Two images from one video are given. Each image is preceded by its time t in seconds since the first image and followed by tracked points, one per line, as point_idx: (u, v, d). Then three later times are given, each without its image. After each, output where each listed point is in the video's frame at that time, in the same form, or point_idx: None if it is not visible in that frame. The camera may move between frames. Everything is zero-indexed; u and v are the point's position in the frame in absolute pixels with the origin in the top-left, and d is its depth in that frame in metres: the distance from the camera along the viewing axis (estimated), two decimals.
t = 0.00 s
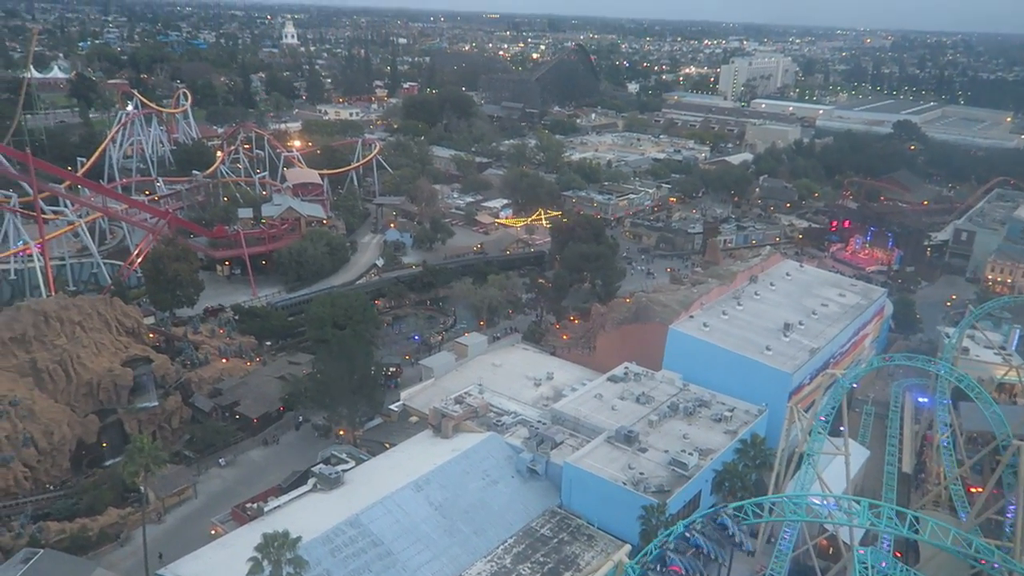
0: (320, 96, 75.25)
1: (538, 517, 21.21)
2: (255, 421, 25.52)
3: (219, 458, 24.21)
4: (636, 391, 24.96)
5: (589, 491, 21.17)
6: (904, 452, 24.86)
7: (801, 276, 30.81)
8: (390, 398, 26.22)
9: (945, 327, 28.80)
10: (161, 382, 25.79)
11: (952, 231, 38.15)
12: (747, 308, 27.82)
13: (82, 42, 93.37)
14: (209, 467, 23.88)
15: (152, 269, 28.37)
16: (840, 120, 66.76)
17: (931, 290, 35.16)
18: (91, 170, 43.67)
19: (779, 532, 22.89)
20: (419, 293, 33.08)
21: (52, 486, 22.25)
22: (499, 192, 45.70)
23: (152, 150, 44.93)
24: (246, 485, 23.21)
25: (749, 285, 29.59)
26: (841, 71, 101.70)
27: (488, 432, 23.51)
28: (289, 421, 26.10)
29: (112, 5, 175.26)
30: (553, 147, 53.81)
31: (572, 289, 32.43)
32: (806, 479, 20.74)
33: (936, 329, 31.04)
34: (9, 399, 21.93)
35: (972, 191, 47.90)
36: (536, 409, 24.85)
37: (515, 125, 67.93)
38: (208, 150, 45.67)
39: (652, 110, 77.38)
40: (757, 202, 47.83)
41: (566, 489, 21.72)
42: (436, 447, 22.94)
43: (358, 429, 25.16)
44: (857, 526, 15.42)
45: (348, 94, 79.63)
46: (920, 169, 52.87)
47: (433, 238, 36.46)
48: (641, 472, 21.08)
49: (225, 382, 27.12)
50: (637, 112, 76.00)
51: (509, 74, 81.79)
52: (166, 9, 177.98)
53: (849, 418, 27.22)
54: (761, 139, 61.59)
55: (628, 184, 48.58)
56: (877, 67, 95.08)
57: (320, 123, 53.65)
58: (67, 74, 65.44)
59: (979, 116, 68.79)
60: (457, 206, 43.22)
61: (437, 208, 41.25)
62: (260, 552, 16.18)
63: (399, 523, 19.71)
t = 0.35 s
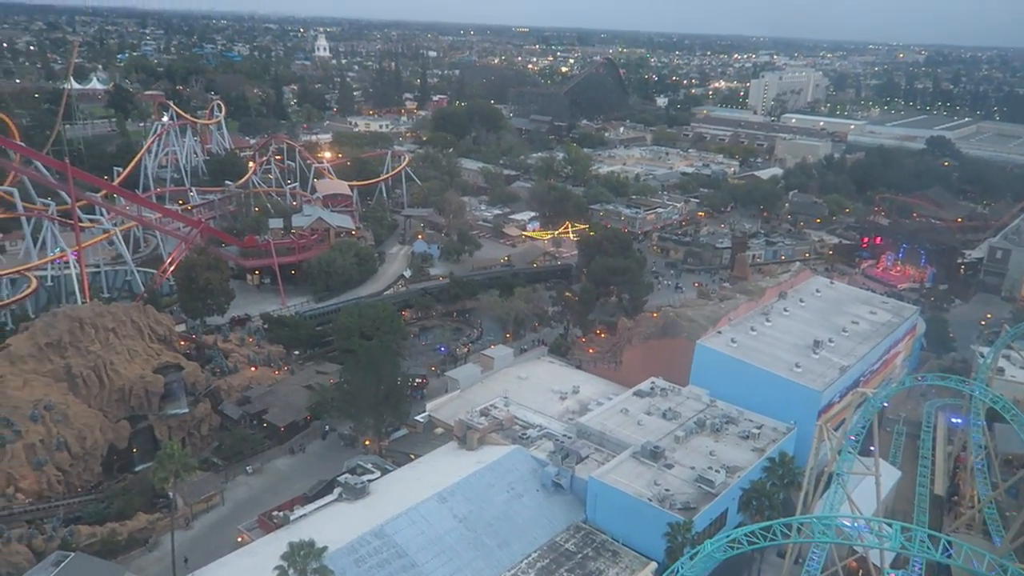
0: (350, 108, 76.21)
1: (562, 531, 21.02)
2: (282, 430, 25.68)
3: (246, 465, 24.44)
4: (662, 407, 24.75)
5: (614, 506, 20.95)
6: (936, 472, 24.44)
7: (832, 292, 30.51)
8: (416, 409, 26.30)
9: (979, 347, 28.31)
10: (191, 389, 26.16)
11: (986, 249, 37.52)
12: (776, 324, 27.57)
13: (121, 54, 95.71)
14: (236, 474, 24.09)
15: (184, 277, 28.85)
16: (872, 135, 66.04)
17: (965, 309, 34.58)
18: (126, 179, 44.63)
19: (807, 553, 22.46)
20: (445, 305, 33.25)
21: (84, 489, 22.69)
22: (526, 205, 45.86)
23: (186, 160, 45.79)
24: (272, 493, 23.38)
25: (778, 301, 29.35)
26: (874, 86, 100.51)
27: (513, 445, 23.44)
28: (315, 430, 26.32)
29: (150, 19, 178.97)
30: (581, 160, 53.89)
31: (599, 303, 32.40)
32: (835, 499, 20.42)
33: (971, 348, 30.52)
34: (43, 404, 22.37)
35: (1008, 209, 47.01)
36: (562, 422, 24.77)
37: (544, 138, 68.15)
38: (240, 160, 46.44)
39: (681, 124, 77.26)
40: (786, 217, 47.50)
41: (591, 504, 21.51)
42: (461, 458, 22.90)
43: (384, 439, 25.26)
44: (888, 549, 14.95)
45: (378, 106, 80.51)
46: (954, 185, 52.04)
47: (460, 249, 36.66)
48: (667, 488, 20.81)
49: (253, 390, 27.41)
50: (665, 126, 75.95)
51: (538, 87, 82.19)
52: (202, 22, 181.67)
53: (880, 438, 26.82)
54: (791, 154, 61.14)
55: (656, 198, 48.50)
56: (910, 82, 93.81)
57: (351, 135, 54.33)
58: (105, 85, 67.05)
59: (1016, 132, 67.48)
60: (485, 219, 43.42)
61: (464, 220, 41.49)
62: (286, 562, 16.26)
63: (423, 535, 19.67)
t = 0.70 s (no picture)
0: (390, 125, 77.27)
1: (598, 551, 20.64)
2: (319, 443, 26.06)
3: (284, 478, 24.68)
4: (701, 427, 24.40)
5: (652, 529, 20.39)
6: (985, 502, 23.68)
7: (875, 313, 29.99)
8: (452, 425, 26.33)
9: None
10: (232, 402, 26.56)
11: None
12: (818, 345, 27.15)
13: (171, 73, 98.68)
14: (274, 487, 24.35)
15: (227, 290, 29.40)
16: (917, 153, 64.78)
17: (1015, 332, 33.64)
18: (173, 195, 45.81)
19: None
20: (482, 321, 33.41)
21: (127, 498, 23.17)
22: (564, 222, 45.93)
23: (230, 176, 46.85)
24: (309, 506, 23.54)
25: (819, 322, 28.93)
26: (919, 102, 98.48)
27: (549, 464, 23.26)
28: (352, 444, 26.54)
29: (198, 39, 184.07)
30: (619, 178, 53.87)
31: (636, 321, 32.27)
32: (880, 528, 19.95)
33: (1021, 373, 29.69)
34: (90, 413, 22.95)
35: None
36: (598, 441, 24.57)
37: (582, 156, 68.28)
38: (283, 177, 47.38)
39: (720, 142, 76.81)
40: (828, 236, 46.87)
41: (628, 525, 21.00)
42: (497, 476, 22.78)
43: (420, 455, 25.34)
44: None
45: (417, 123, 81.51)
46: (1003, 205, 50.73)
47: (497, 266, 36.84)
48: (705, 510, 20.28)
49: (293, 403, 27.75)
50: (704, 144, 75.56)
51: (576, 105, 82.49)
52: (249, 41, 186.16)
53: (926, 463, 26.20)
54: (833, 172, 60.30)
55: (695, 216, 48.20)
56: (958, 98, 91.74)
57: (391, 151, 55.09)
58: (154, 102, 69.05)
59: None
60: (522, 236, 43.59)
61: (502, 237, 41.69)
62: None
63: (458, 552, 19.48)
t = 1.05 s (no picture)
0: (431, 141, 78.20)
1: (635, 572, 20.27)
2: (357, 455, 26.25)
3: (322, 489, 24.88)
4: (741, 448, 23.99)
5: (691, 551, 19.91)
6: None
7: (922, 335, 29.29)
8: (489, 440, 26.31)
9: None
10: (272, 413, 26.92)
11: None
12: (862, 366, 26.58)
13: (219, 90, 101.44)
14: (312, 498, 24.55)
15: (269, 302, 29.92)
16: (967, 171, 63.26)
17: None
18: (219, 209, 46.92)
19: None
20: (520, 336, 33.44)
21: (169, 505, 23.62)
22: (603, 238, 45.89)
23: (274, 191, 47.83)
24: (346, 518, 23.66)
25: (864, 343, 28.36)
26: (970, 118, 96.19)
27: (585, 481, 23.03)
28: (390, 457, 26.67)
29: (245, 58, 188.85)
30: (658, 195, 53.69)
31: (675, 339, 31.98)
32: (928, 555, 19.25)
33: None
34: (136, 421, 23.49)
35: None
36: (635, 460, 24.27)
37: (621, 172, 68.24)
38: (326, 192, 48.22)
39: (762, 159, 76.11)
40: (873, 255, 46.06)
41: (665, 546, 20.54)
42: (533, 492, 22.58)
43: (457, 469, 25.34)
44: None
45: (457, 139, 82.39)
46: None
47: (535, 281, 36.93)
48: (744, 533, 19.81)
49: (332, 415, 28.03)
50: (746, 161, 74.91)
51: (616, 122, 82.63)
52: (295, 59, 190.60)
53: (975, 490, 25.49)
54: (878, 190, 59.28)
55: (736, 234, 47.76)
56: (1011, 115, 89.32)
57: (431, 167, 55.74)
58: (203, 118, 70.96)
59: None
60: (561, 251, 43.62)
61: (540, 253, 41.76)
62: None
63: (493, 568, 19.28)
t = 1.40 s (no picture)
0: (464, 152, 78.76)
1: None
2: (386, 464, 26.36)
3: (351, 497, 24.99)
4: (773, 465, 23.63)
5: (722, 568, 19.51)
6: None
7: (962, 353, 28.66)
8: (518, 452, 26.25)
9: None
10: (304, 420, 27.18)
11: None
12: (899, 384, 26.08)
13: (257, 101, 103.42)
14: (341, 505, 24.67)
15: (302, 310, 30.29)
16: (1008, 187, 61.96)
17: None
18: (255, 217, 47.73)
19: None
20: (550, 347, 33.43)
21: (201, 509, 23.91)
22: (634, 251, 45.76)
23: (308, 200, 48.53)
24: (374, 526, 23.71)
25: (901, 360, 27.83)
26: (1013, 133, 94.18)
27: (614, 495, 22.79)
28: (418, 466, 26.74)
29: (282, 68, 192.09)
30: (691, 207, 53.41)
31: (707, 353, 31.70)
32: None
33: None
34: (171, 425, 23.88)
35: None
36: (665, 474, 23.99)
37: (653, 185, 68.06)
38: (359, 202, 48.79)
39: (797, 172, 75.30)
40: (910, 271, 45.30)
41: (695, 563, 20.15)
42: (561, 504, 22.41)
43: (485, 480, 25.31)
44: None
45: (490, 151, 82.90)
46: None
47: (566, 293, 36.93)
48: (776, 551, 19.38)
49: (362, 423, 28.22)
50: (780, 174, 74.25)
51: (649, 134, 82.52)
52: (331, 70, 193.87)
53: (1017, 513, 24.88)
54: (917, 205, 58.30)
55: (770, 247, 47.32)
56: None
57: (464, 178, 56.14)
58: (240, 128, 72.38)
59: None
60: (592, 263, 43.57)
61: (572, 264, 41.73)
62: None
63: None
